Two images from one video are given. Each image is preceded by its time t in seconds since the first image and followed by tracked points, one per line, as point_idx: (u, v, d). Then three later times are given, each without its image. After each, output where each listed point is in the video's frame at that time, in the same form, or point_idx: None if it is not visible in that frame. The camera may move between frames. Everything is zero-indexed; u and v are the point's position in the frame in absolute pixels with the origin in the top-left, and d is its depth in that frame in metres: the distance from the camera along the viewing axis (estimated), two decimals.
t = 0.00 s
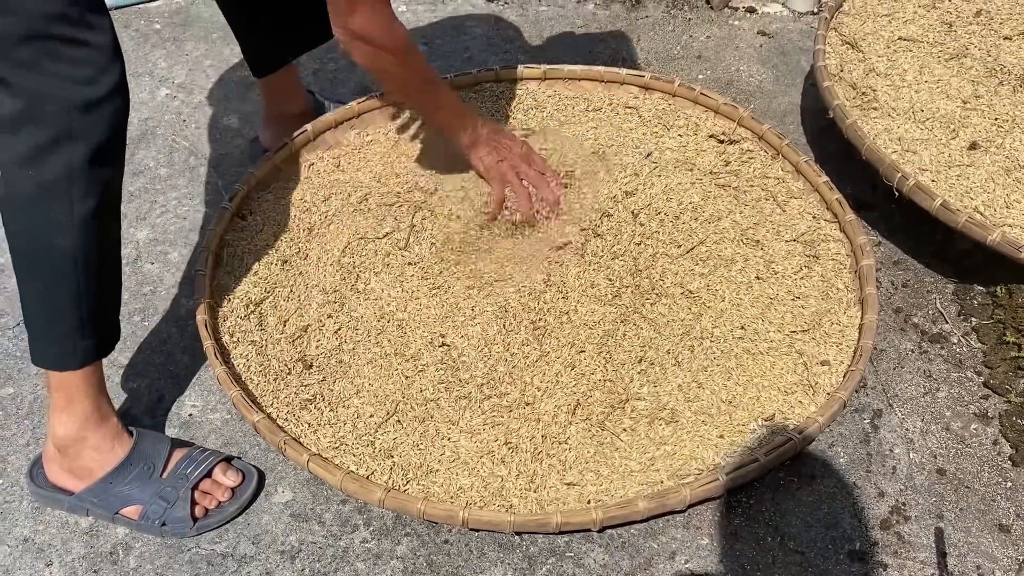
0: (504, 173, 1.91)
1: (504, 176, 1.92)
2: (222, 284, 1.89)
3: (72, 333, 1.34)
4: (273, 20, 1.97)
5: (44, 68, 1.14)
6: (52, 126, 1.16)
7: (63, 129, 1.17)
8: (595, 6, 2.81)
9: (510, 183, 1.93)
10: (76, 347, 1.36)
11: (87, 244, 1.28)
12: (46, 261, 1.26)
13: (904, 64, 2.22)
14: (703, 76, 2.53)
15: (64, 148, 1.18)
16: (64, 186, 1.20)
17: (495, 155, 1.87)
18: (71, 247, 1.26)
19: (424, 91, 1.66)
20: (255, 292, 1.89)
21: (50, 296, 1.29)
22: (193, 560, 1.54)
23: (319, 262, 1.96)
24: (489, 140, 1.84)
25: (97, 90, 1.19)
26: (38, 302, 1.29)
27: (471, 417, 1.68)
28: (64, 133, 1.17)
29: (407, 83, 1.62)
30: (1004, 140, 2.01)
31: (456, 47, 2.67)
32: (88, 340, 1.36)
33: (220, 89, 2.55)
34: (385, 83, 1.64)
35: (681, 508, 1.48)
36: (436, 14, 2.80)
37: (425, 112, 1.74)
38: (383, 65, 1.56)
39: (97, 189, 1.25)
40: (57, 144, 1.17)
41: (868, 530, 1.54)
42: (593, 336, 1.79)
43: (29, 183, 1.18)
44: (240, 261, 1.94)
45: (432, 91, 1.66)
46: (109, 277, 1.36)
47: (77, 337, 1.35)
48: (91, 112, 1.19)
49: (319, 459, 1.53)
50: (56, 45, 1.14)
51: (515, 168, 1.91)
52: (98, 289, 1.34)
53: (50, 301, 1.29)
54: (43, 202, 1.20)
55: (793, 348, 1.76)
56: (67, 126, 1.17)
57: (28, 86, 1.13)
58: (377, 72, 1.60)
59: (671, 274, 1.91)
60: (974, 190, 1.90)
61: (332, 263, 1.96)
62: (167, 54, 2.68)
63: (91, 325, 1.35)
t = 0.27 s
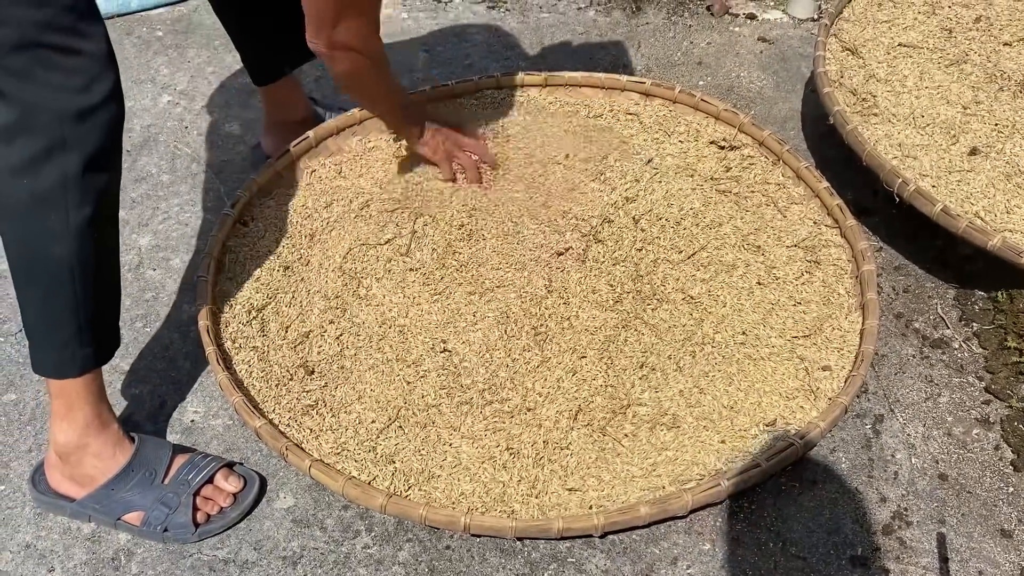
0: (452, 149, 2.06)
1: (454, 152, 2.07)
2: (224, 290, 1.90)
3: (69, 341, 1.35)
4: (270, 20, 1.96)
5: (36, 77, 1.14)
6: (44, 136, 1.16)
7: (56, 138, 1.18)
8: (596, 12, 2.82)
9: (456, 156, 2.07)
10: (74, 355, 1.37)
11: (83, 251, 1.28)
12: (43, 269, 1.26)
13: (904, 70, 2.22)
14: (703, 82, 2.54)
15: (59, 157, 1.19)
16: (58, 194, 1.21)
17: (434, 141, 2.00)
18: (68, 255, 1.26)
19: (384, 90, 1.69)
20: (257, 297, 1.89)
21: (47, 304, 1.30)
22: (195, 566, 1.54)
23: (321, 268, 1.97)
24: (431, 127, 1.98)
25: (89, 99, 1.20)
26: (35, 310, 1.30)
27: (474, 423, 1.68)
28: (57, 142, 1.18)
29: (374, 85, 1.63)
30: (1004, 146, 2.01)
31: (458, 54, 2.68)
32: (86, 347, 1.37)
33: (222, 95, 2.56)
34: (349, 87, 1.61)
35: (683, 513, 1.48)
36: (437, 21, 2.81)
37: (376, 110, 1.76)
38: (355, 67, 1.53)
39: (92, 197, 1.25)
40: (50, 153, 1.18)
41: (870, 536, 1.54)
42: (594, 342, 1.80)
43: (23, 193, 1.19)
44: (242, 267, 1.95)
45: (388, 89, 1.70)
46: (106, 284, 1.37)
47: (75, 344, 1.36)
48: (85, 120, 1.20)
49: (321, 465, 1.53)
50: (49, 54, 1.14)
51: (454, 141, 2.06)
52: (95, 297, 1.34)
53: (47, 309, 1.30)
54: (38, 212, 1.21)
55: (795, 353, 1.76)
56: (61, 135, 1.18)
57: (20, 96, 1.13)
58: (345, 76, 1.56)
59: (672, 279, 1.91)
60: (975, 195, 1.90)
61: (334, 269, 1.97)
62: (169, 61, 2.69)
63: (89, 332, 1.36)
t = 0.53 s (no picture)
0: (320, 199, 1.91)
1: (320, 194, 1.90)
2: (224, 299, 1.90)
3: (66, 352, 1.35)
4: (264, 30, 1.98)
5: (32, 88, 1.17)
6: (38, 146, 1.18)
7: (50, 149, 1.19)
8: (596, 21, 2.83)
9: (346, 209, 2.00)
10: (72, 366, 1.36)
11: (79, 262, 1.29)
12: (38, 281, 1.27)
13: (904, 78, 2.23)
14: (704, 90, 2.54)
15: (54, 168, 1.21)
16: (53, 205, 1.22)
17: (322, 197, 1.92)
18: (63, 266, 1.27)
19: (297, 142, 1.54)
20: (258, 306, 1.89)
21: (43, 315, 1.30)
22: None
23: (322, 277, 1.97)
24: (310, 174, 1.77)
25: (84, 111, 1.21)
26: (31, 322, 1.30)
27: (474, 432, 1.68)
28: (51, 153, 1.20)
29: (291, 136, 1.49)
30: (1004, 154, 2.01)
31: (458, 63, 2.69)
32: (83, 359, 1.37)
33: (223, 105, 2.57)
34: (262, 126, 1.42)
35: (684, 523, 1.48)
36: (438, 30, 2.81)
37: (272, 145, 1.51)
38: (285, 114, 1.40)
39: (87, 209, 1.26)
40: (45, 164, 1.20)
41: (872, 545, 1.54)
42: (595, 351, 1.79)
43: (18, 204, 1.20)
44: (243, 276, 1.95)
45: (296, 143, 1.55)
46: (105, 297, 1.37)
47: (72, 356, 1.36)
48: (80, 131, 1.22)
49: (321, 475, 1.53)
50: (44, 65, 1.17)
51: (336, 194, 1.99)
52: (92, 309, 1.35)
53: (42, 320, 1.30)
54: (33, 223, 1.22)
55: (796, 362, 1.76)
56: (55, 146, 1.20)
57: (15, 108, 1.16)
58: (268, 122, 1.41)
59: (672, 288, 1.91)
60: (975, 203, 1.90)
61: (334, 278, 1.97)
62: (171, 70, 2.70)
63: (86, 344, 1.36)
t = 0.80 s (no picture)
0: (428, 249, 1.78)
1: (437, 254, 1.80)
2: (223, 309, 1.90)
3: (67, 361, 1.35)
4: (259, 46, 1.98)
5: (39, 98, 1.16)
6: (44, 156, 1.18)
7: (56, 159, 1.19)
8: (595, 29, 2.83)
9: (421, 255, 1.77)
10: (73, 375, 1.37)
11: (82, 270, 1.29)
12: (41, 289, 1.27)
13: (903, 85, 2.23)
14: (703, 98, 2.54)
15: (60, 178, 1.20)
16: (59, 215, 1.22)
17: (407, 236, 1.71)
18: (68, 274, 1.27)
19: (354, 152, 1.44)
20: (257, 315, 1.89)
21: (45, 324, 1.30)
22: None
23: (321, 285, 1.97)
24: (399, 211, 1.66)
25: (90, 120, 1.21)
26: (33, 330, 1.30)
27: (474, 441, 1.67)
28: (57, 162, 1.19)
29: (337, 149, 1.38)
30: (1003, 161, 2.01)
31: (458, 71, 2.69)
32: (84, 368, 1.37)
33: (223, 113, 2.57)
34: (309, 144, 1.34)
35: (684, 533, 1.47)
36: (437, 38, 2.82)
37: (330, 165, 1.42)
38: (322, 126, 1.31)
39: (92, 218, 1.26)
40: (51, 173, 1.20)
41: (873, 554, 1.53)
42: (595, 360, 1.79)
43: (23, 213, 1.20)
44: (242, 285, 1.95)
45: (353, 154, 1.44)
46: (106, 306, 1.37)
47: (73, 365, 1.36)
48: (85, 141, 1.21)
49: (320, 485, 1.53)
50: (51, 76, 1.16)
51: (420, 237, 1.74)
52: (94, 317, 1.35)
53: (45, 329, 1.30)
54: (38, 231, 1.22)
55: (795, 370, 1.76)
56: (61, 156, 1.19)
57: (22, 118, 1.16)
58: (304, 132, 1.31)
59: (671, 296, 1.91)
60: (974, 211, 1.90)
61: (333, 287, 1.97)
62: (171, 79, 2.70)
63: (87, 353, 1.36)
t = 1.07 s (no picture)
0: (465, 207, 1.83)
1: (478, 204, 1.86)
2: (224, 316, 1.90)
3: (78, 366, 1.35)
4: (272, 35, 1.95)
5: (60, 105, 1.18)
6: (63, 161, 1.19)
7: (75, 164, 1.20)
8: (595, 36, 2.84)
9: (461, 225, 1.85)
10: (83, 380, 1.37)
11: (96, 277, 1.29)
12: (54, 293, 1.28)
13: (902, 91, 2.23)
14: (703, 104, 2.55)
15: (78, 183, 1.21)
16: (75, 219, 1.23)
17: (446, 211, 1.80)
18: (81, 280, 1.28)
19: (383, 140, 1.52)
20: (258, 323, 1.89)
21: (58, 328, 1.30)
22: None
23: (322, 292, 1.97)
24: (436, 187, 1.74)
25: (110, 128, 1.22)
26: (45, 334, 1.31)
27: (475, 448, 1.67)
28: (75, 168, 1.20)
29: (359, 143, 1.46)
30: (1003, 167, 2.02)
31: (458, 78, 2.70)
32: (94, 373, 1.37)
33: (224, 121, 2.58)
34: (338, 135, 1.42)
35: (685, 539, 1.47)
36: (438, 45, 2.83)
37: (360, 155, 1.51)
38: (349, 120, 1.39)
39: (108, 224, 1.27)
40: (68, 178, 1.21)
41: (874, 560, 1.53)
42: (596, 366, 1.79)
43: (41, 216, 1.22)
44: (243, 292, 1.95)
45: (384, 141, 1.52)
46: (120, 313, 1.37)
47: (84, 370, 1.36)
48: (104, 147, 1.22)
49: (321, 492, 1.53)
50: (73, 82, 1.17)
51: (459, 208, 1.81)
52: (106, 323, 1.35)
53: (57, 333, 1.31)
54: (54, 235, 1.23)
55: (796, 376, 1.76)
56: (80, 161, 1.20)
57: (43, 122, 1.17)
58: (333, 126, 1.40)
59: (672, 302, 1.91)
60: (974, 216, 1.90)
61: (334, 293, 1.97)
62: (171, 87, 2.71)
63: (99, 359, 1.36)
